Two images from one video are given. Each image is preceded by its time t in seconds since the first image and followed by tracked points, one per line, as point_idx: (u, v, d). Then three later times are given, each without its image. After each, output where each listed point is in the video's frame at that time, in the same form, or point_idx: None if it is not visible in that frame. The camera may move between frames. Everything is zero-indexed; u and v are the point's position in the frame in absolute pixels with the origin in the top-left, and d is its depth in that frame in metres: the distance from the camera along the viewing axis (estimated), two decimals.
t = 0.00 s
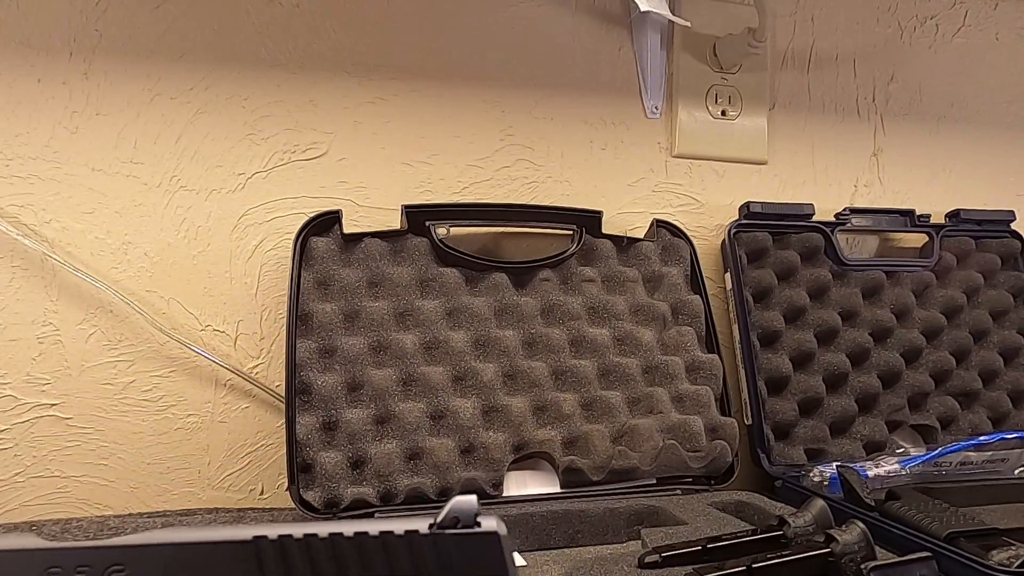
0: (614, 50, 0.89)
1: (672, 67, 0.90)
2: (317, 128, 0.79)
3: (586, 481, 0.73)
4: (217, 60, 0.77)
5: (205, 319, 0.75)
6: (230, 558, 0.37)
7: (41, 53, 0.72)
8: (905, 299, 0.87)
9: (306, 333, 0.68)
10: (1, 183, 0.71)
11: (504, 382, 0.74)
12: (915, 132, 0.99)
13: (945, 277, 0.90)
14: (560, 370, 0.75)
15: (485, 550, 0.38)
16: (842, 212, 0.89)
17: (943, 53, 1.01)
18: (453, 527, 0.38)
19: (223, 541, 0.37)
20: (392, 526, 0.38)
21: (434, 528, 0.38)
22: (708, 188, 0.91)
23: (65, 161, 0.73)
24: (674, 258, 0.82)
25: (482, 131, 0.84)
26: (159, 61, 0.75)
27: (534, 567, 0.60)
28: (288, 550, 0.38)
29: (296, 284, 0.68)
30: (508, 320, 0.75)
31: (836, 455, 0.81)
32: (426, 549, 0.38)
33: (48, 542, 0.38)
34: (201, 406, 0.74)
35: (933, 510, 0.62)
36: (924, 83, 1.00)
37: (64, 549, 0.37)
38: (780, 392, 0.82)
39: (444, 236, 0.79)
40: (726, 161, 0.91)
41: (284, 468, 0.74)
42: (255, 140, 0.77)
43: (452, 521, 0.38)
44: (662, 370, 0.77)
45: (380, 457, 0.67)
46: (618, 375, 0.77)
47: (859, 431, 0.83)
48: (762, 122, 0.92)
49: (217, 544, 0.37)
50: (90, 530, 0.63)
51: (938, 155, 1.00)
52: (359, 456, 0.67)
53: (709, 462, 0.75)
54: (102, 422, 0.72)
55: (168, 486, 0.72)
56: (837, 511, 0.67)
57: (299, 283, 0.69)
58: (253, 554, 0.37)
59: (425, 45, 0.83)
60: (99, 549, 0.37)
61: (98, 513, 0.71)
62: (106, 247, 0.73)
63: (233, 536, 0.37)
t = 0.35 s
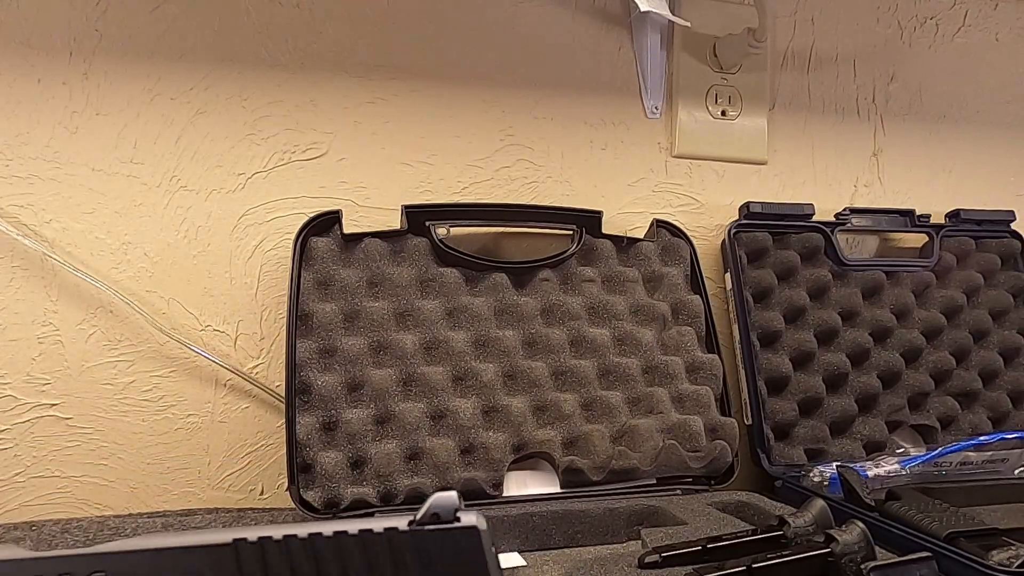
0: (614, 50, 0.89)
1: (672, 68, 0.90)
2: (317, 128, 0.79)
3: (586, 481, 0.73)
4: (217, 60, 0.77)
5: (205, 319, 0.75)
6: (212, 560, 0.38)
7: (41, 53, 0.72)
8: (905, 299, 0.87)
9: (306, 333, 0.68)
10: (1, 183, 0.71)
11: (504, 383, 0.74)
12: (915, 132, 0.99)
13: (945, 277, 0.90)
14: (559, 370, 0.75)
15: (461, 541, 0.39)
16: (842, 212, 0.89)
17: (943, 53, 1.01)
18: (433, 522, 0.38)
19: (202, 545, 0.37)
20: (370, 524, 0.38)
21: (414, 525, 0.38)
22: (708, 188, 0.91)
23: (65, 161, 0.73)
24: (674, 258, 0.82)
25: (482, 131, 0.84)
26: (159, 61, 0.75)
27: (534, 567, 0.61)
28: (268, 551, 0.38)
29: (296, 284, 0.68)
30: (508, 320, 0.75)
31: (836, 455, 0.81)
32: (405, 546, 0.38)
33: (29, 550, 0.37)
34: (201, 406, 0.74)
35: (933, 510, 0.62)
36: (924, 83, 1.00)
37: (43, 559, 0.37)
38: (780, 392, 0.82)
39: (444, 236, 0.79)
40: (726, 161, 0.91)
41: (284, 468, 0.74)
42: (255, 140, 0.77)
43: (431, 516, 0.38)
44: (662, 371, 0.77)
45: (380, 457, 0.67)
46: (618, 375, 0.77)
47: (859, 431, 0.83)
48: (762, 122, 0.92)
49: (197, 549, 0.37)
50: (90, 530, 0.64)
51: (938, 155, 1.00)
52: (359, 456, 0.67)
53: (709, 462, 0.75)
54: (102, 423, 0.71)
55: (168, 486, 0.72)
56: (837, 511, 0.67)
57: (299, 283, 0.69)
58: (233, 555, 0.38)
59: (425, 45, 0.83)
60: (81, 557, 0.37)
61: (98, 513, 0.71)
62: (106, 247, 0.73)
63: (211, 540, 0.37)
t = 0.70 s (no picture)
0: (614, 50, 0.89)
1: (672, 68, 0.90)
2: (317, 128, 0.79)
3: (586, 481, 0.73)
4: (217, 60, 0.77)
5: (205, 319, 0.75)
6: None
7: (41, 54, 0.72)
8: (905, 299, 0.87)
9: (306, 333, 0.68)
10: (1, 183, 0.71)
11: (504, 383, 0.74)
12: (915, 132, 0.99)
13: (944, 277, 0.90)
14: (560, 371, 0.75)
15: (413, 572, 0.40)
16: (842, 212, 0.89)
17: (943, 53, 1.01)
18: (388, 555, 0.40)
19: None
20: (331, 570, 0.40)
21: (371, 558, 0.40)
22: (708, 188, 0.91)
23: (65, 162, 0.73)
24: (674, 258, 0.82)
25: (482, 131, 0.84)
26: (158, 61, 0.75)
27: (534, 567, 0.63)
28: None
29: (296, 284, 0.68)
30: (508, 320, 0.75)
31: (836, 455, 0.81)
32: None
33: None
34: (201, 406, 0.74)
35: (932, 510, 0.62)
36: (924, 83, 1.00)
37: None
38: (780, 392, 0.82)
39: (444, 236, 0.79)
40: (726, 161, 0.91)
41: (284, 468, 0.74)
42: (255, 140, 0.77)
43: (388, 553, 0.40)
44: (662, 371, 0.77)
45: (380, 458, 0.67)
46: (618, 375, 0.77)
47: (859, 431, 0.83)
48: (762, 122, 0.92)
49: None
50: (90, 531, 0.64)
51: (938, 155, 1.00)
52: (359, 456, 0.67)
53: (709, 462, 0.75)
54: (102, 423, 0.72)
55: (168, 487, 0.73)
56: (837, 511, 0.67)
57: (299, 283, 0.69)
58: None
59: (425, 45, 0.83)
60: None
61: (98, 513, 0.71)
62: (105, 247, 0.73)
63: None
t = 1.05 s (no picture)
0: (614, 50, 0.89)
1: (672, 67, 0.90)
2: (317, 128, 0.79)
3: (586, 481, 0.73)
4: (217, 61, 0.77)
5: (205, 319, 0.75)
6: None
7: (41, 54, 0.72)
8: (905, 299, 0.87)
9: (306, 333, 0.68)
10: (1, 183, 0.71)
11: (504, 382, 0.74)
12: (915, 132, 0.99)
13: (945, 277, 0.90)
14: (559, 370, 0.75)
15: None
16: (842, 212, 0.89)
17: (943, 53, 1.01)
18: None
19: None
20: None
21: None
22: (707, 188, 0.91)
23: (65, 162, 0.73)
24: (674, 258, 0.82)
25: (481, 132, 0.84)
26: (158, 61, 0.75)
27: (535, 567, 0.63)
28: None
29: (296, 284, 0.68)
30: (508, 320, 0.75)
31: (836, 455, 0.81)
32: None
33: None
34: (202, 406, 0.74)
35: (932, 510, 0.62)
36: (924, 83, 1.00)
37: None
38: (780, 392, 0.82)
39: (444, 236, 0.79)
40: (726, 161, 0.92)
41: (284, 468, 0.74)
42: (255, 140, 0.77)
43: None
44: (662, 371, 0.77)
45: (380, 458, 0.67)
46: (618, 375, 0.77)
47: (859, 431, 0.83)
48: (762, 122, 0.92)
49: None
50: (90, 531, 0.64)
51: (938, 155, 1.00)
52: (359, 456, 0.67)
53: (709, 462, 0.75)
54: (102, 423, 0.72)
55: (168, 486, 0.73)
56: (837, 511, 0.67)
57: (299, 283, 0.69)
58: None
59: (425, 45, 0.83)
60: None
61: (98, 513, 0.71)
62: (105, 247, 0.73)
63: None
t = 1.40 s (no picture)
0: (614, 50, 0.89)
1: (672, 67, 0.90)
2: (317, 128, 0.79)
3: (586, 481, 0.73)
4: (217, 60, 0.77)
5: (205, 319, 0.75)
6: None
7: (41, 54, 0.72)
8: (905, 298, 0.87)
9: (306, 333, 0.68)
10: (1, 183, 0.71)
11: (504, 382, 0.74)
12: (915, 132, 0.99)
13: (945, 277, 0.90)
14: (559, 370, 0.75)
15: None
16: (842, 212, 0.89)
17: (943, 52, 1.01)
18: None
19: None
20: None
21: None
22: (707, 188, 0.91)
23: (65, 162, 0.73)
24: (674, 258, 0.82)
25: (481, 132, 0.84)
26: (158, 61, 0.75)
27: (535, 567, 0.63)
28: None
29: (295, 284, 0.68)
30: (508, 320, 0.75)
31: (836, 454, 0.81)
32: None
33: None
34: (202, 406, 0.74)
35: (932, 510, 0.62)
36: (924, 83, 1.00)
37: None
38: (780, 392, 0.82)
39: (444, 236, 0.79)
40: (726, 161, 0.92)
41: (284, 468, 0.74)
42: (255, 140, 0.77)
43: None
44: (662, 371, 0.77)
45: (379, 458, 0.67)
46: (618, 375, 0.77)
47: (859, 431, 0.83)
48: (762, 121, 0.92)
49: None
50: (90, 531, 0.64)
51: (939, 155, 1.00)
52: (359, 456, 0.67)
53: (709, 462, 0.75)
54: (102, 423, 0.72)
55: (168, 487, 0.73)
56: (837, 511, 0.67)
57: (299, 283, 0.69)
58: None
59: (425, 45, 0.83)
60: None
61: (98, 513, 0.71)
62: (105, 247, 0.73)
63: None
